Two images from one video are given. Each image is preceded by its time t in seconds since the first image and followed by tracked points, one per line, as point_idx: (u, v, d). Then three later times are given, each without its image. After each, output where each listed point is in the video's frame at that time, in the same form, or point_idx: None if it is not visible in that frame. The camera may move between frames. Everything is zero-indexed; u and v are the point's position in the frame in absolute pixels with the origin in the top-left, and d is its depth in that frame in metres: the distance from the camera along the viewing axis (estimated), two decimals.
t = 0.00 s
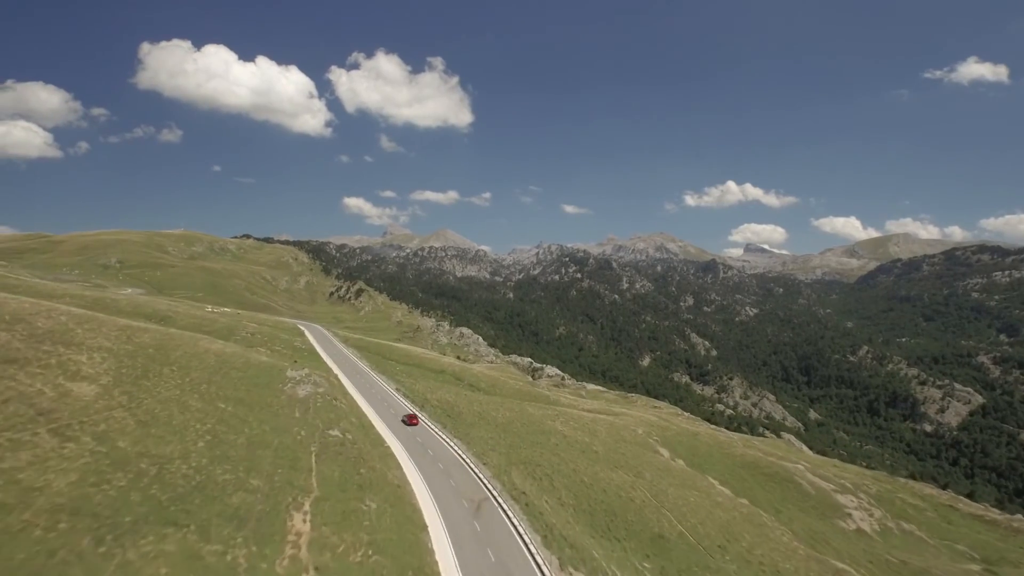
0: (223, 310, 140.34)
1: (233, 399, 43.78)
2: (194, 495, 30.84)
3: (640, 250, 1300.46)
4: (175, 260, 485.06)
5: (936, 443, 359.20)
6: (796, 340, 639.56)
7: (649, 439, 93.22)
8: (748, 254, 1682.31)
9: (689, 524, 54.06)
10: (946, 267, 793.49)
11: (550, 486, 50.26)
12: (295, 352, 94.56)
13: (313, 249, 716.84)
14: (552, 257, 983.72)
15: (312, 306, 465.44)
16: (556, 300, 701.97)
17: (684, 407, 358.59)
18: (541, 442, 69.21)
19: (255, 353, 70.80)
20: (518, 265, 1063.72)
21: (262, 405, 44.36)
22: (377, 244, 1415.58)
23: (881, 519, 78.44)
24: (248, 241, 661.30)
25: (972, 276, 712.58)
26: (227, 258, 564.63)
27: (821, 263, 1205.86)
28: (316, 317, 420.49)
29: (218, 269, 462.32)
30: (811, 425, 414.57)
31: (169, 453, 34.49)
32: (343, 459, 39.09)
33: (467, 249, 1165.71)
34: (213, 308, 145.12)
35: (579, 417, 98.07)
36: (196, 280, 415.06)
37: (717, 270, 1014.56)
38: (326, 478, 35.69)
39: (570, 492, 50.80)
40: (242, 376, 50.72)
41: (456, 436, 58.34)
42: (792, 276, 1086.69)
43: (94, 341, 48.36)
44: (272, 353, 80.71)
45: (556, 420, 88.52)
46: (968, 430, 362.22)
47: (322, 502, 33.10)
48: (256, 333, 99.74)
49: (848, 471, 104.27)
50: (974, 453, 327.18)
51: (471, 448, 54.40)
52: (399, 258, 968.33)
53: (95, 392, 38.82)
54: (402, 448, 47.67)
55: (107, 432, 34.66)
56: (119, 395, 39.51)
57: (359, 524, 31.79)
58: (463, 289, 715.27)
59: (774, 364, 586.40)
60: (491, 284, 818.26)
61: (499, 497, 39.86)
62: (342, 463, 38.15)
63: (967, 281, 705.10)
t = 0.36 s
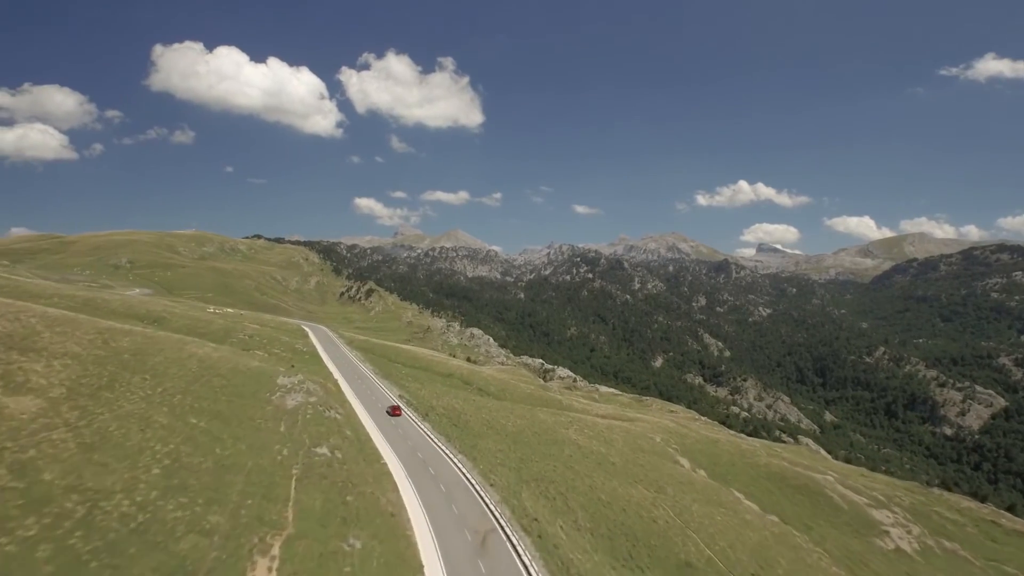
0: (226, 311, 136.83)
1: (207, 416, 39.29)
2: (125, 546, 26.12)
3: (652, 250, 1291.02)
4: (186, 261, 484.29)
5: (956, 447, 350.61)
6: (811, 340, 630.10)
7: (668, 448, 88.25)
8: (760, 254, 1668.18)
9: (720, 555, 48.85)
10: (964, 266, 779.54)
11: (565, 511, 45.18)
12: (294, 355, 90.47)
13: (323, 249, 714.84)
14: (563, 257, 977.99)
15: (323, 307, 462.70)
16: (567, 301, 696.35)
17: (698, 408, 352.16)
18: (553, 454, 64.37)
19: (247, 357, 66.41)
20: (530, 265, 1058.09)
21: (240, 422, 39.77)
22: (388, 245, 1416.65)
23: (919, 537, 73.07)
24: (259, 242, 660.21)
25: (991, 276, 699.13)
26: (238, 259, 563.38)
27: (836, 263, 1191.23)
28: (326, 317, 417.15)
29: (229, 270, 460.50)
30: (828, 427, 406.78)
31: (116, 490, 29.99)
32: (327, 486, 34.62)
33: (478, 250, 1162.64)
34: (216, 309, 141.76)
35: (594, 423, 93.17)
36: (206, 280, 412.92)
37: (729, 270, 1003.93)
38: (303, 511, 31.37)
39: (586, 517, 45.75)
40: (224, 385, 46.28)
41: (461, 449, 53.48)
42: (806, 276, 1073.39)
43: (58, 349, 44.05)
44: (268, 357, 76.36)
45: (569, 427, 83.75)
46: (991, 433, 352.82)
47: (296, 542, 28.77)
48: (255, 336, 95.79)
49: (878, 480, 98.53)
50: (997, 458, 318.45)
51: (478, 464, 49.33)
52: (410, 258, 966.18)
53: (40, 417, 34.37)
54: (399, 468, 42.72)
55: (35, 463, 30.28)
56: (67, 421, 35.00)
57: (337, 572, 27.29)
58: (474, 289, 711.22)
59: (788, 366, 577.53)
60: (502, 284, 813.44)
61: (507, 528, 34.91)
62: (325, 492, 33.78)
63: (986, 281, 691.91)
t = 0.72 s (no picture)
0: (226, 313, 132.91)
1: (171, 441, 34.78)
2: None
3: (663, 250, 1281.30)
4: (196, 261, 482.77)
5: (978, 451, 341.93)
6: (825, 342, 620.76)
7: (688, 458, 83.16)
8: (772, 254, 1653.50)
9: None
10: (983, 266, 765.60)
11: (583, 537, 40.32)
12: (292, 360, 86.23)
13: (334, 249, 712.78)
14: (574, 257, 971.76)
15: (333, 308, 459.90)
16: (579, 301, 690.32)
17: (712, 411, 345.44)
18: (567, 468, 59.53)
19: (237, 362, 62.08)
20: (541, 265, 1052.52)
21: (209, 445, 35.28)
22: (398, 245, 1416.25)
23: (963, 560, 67.58)
24: (269, 242, 658.95)
25: (1011, 276, 685.86)
26: (248, 259, 561.98)
27: (850, 263, 1176.70)
28: (335, 318, 413.81)
29: (239, 270, 458.25)
30: (844, 430, 398.71)
31: (47, 540, 25.56)
32: (303, 524, 30.15)
33: (488, 249, 1158.29)
34: (217, 310, 137.95)
35: (607, 431, 88.24)
36: (216, 280, 410.69)
37: (742, 270, 993.74)
38: (269, 560, 26.91)
39: (607, 544, 40.82)
40: (199, 397, 41.72)
41: (466, 464, 48.78)
42: (820, 277, 1060.74)
43: (12, 360, 39.74)
44: (262, 363, 71.99)
45: (581, 435, 78.91)
46: (1014, 437, 343.62)
47: None
48: (252, 339, 91.61)
49: (911, 492, 92.81)
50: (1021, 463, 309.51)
51: (485, 483, 44.48)
52: (420, 259, 963.30)
53: None
54: (395, 492, 38.12)
55: None
56: (2, 453, 30.52)
57: None
58: (484, 289, 706.81)
59: (802, 367, 568.68)
60: (513, 284, 808.26)
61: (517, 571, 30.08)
62: (301, 533, 29.19)
63: (1005, 281, 678.89)
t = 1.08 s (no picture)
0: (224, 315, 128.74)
1: (115, 475, 30.18)
2: None
3: (675, 251, 1271.91)
4: (206, 261, 481.03)
5: (1001, 456, 333.32)
6: (840, 343, 611.29)
7: (710, 470, 77.70)
8: (785, 254, 1638.11)
9: None
10: (1001, 266, 751.92)
11: None
12: (287, 366, 81.56)
13: (344, 250, 710.69)
14: (585, 257, 965.81)
15: (342, 308, 456.76)
16: (590, 302, 684.20)
17: (726, 413, 339.01)
18: (580, 487, 54.49)
19: (222, 369, 57.41)
20: (551, 266, 1046.83)
21: (163, 480, 30.59)
22: (409, 245, 1415.34)
23: None
24: (280, 242, 657.54)
25: None
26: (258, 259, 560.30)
27: (864, 262, 1162.21)
28: (345, 318, 410.35)
29: (249, 270, 455.94)
30: (861, 433, 390.54)
31: None
32: None
33: (499, 250, 1153.51)
34: (216, 311, 134.07)
35: (623, 441, 82.95)
36: (225, 281, 408.51)
37: (755, 270, 983.51)
38: None
39: None
40: (163, 414, 37.09)
41: (470, 486, 43.84)
42: (834, 277, 1047.75)
43: None
44: (253, 369, 67.43)
45: (595, 447, 73.80)
46: None
47: None
48: (246, 343, 87.19)
49: (947, 507, 86.98)
50: None
51: (489, 510, 39.41)
52: (430, 259, 960.19)
53: None
54: (385, 524, 33.23)
55: None
56: None
57: None
58: (495, 290, 702.09)
59: (817, 369, 559.67)
60: (524, 285, 803.16)
61: None
62: None
63: None
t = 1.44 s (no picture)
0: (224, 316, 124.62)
1: (41, 515, 26.02)
2: None
3: (686, 252, 1263.09)
4: (216, 262, 479.33)
5: None
6: (855, 344, 601.56)
7: (732, 485, 72.63)
8: (798, 255, 1622.35)
9: None
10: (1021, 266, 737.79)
11: None
12: (281, 372, 76.96)
13: (355, 250, 708.83)
14: (596, 257, 959.85)
15: (352, 309, 453.86)
16: (601, 303, 678.32)
17: (739, 416, 332.18)
18: (594, 507, 49.66)
19: (203, 377, 52.95)
20: (562, 266, 1041.72)
21: (93, 526, 25.95)
22: (421, 246, 1415.32)
23: None
24: (290, 243, 656.48)
25: None
26: (268, 260, 558.83)
27: (878, 263, 1147.75)
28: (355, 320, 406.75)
29: (259, 271, 453.99)
30: (877, 437, 382.59)
31: None
32: None
33: (510, 250, 1149.21)
34: (216, 313, 129.85)
35: (638, 452, 77.87)
36: (235, 282, 406.26)
37: (767, 271, 973.45)
38: None
39: None
40: (113, 435, 32.82)
41: (468, 512, 38.78)
42: (848, 278, 1034.63)
43: None
44: (240, 377, 62.94)
45: (609, 461, 68.63)
46: None
47: None
48: (240, 347, 82.78)
49: (988, 524, 80.61)
50: None
51: (486, 545, 34.24)
52: (441, 259, 958.12)
53: None
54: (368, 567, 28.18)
55: None
56: None
57: None
58: (506, 291, 697.66)
59: (832, 370, 550.52)
60: (534, 286, 798.14)
61: None
62: None
63: None
